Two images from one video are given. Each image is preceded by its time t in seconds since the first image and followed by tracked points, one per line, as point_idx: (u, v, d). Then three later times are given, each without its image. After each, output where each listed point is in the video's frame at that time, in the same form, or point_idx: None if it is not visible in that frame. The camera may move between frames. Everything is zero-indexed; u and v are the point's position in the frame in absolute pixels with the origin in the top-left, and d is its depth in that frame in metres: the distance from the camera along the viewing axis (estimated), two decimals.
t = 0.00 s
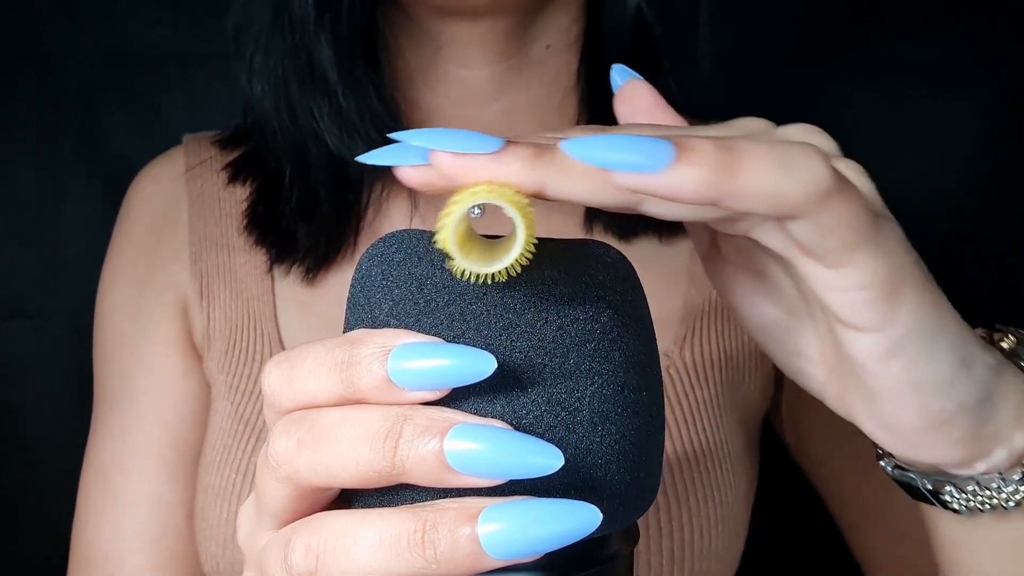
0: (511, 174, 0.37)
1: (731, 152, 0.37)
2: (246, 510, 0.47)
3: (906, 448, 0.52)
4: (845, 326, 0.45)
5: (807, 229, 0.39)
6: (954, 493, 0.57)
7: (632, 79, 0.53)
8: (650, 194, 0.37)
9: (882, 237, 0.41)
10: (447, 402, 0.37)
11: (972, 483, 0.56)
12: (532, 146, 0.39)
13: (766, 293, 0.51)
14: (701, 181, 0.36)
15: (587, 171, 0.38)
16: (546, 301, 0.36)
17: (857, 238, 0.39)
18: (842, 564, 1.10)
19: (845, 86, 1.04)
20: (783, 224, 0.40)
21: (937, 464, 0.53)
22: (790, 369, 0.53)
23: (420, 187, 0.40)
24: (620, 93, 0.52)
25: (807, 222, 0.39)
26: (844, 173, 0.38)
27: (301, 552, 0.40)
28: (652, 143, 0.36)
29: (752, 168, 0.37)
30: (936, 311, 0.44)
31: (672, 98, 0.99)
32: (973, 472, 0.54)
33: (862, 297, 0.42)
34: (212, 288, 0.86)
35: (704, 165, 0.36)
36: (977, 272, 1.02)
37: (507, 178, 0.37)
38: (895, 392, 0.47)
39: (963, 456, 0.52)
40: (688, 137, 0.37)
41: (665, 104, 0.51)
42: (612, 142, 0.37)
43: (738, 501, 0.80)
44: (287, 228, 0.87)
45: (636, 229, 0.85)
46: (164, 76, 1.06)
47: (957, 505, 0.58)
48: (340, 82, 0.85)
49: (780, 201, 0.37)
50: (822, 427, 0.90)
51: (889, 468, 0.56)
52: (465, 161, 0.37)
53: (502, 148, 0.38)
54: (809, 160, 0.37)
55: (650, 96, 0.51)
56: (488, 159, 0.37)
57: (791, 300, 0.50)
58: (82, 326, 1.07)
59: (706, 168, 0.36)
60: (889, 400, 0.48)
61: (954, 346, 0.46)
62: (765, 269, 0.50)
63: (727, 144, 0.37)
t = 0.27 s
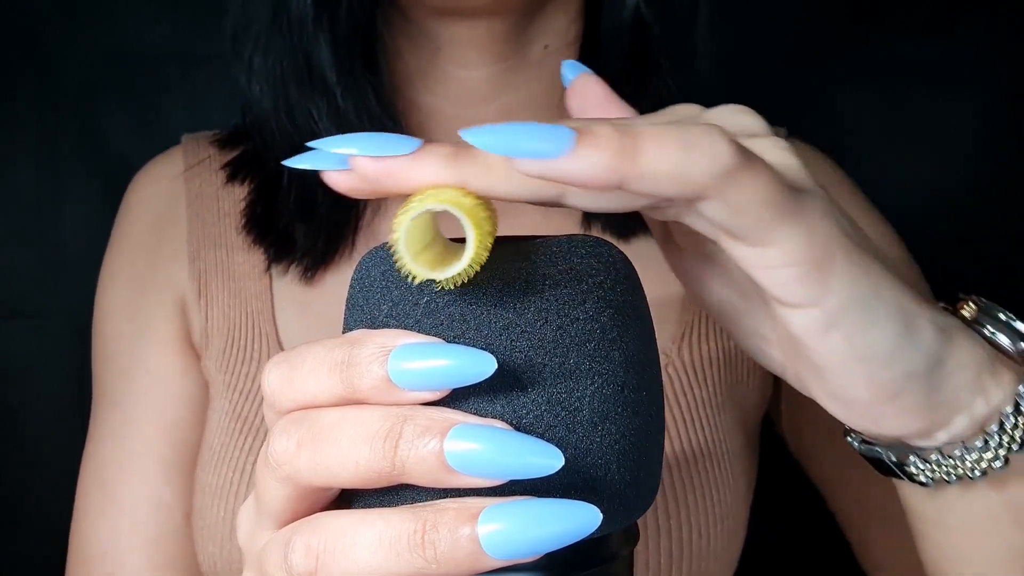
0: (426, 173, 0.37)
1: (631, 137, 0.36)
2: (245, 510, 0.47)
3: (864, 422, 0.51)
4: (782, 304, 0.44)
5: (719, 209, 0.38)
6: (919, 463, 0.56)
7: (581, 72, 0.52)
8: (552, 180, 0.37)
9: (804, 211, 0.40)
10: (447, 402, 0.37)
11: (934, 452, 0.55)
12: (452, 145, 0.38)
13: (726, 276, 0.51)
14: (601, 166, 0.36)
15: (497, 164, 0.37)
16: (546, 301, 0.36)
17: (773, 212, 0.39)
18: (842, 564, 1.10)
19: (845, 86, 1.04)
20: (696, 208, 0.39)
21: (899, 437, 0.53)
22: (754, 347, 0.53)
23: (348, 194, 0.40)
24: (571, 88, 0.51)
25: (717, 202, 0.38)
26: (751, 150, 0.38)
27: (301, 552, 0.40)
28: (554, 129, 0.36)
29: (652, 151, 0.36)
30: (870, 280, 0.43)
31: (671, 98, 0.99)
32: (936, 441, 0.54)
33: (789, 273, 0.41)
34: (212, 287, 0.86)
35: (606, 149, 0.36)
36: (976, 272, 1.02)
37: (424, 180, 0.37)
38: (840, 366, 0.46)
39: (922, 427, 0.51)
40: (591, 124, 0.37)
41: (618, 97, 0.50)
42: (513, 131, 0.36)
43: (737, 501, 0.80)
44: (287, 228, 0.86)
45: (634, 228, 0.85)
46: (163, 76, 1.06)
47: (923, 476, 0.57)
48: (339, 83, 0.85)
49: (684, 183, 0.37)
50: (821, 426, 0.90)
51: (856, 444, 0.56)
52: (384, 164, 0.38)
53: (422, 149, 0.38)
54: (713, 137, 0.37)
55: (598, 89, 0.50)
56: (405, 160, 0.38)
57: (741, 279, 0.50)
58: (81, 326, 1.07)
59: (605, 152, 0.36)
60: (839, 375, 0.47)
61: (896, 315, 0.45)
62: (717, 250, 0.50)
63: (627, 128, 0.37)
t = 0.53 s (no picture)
0: (363, 176, 0.39)
1: (552, 105, 0.38)
2: (246, 510, 0.47)
3: (847, 376, 0.51)
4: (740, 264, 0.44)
5: (651, 173, 0.39)
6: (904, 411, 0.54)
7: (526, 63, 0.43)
8: (470, 147, 0.37)
9: (739, 165, 0.41)
10: (448, 402, 0.37)
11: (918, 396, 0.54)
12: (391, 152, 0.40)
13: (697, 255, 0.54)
14: (523, 132, 0.37)
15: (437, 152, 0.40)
16: (547, 301, 0.36)
17: (706, 167, 0.40)
18: (841, 563, 1.10)
19: (845, 86, 1.04)
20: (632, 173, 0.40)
21: (883, 388, 0.53)
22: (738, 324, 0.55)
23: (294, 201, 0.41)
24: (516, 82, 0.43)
25: (648, 165, 0.39)
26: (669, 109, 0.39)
27: (301, 552, 0.40)
28: (474, 98, 0.37)
29: (573, 117, 0.38)
30: (823, 227, 0.43)
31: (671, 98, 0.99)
32: (919, 387, 0.53)
33: (738, 231, 0.42)
34: (211, 287, 0.86)
35: (525, 118, 0.37)
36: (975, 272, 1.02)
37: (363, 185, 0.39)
38: (812, 319, 0.47)
39: (907, 372, 0.51)
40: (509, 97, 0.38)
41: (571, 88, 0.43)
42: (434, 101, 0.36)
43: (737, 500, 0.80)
44: (287, 227, 0.86)
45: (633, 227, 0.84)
46: (163, 76, 1.06)
47: (913, 426, 0.55)
48: (338, 83, 0.85)
49: (607, 147, 0.38)
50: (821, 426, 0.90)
51: (840, 400, 0.55)
52: (321, 176, 0.39)
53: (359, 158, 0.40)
54: (627, 103, 0.38)
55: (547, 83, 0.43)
56: (341, 168, 0.39)
57: (710, 251, 0.53)
58: (81, 326, 1.07)
59: (528, 119, 0.37)
60: (813, 329, 0.47)
61: (857, 256, 0.45)
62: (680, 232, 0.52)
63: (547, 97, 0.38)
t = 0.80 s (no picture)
0: (337, 182, 0.39)
1: (517, 95, 0.38)
2: (246, 509, 0.47)
3: (829, 357, 0.52)
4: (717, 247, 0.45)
5: (622, 159, 0.39)
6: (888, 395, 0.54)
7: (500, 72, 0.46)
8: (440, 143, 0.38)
9: (709, 149, 0.41)
10: (448, 402, 0.37)
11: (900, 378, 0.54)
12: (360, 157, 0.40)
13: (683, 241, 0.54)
14: (490, 124, 0.37)
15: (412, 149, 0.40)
16: (547, 300, 0.36)
17: (677, 152, 0.40)
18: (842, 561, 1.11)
19: (845, 86, 1.05)
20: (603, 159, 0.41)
21: (865, 370, 0.53)
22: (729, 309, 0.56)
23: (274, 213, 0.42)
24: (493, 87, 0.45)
25: (620, 152, 0.39)
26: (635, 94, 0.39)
27: (301, 552, 0.40)
28: (441, 95, 0.37)
29: (539, 105, 0.38)
30: (798, 207, 0.44)
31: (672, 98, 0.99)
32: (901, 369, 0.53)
33: (712, 214, 0.42)
34: (212, 287, 0.86)
35: (492, 110, 0.37)
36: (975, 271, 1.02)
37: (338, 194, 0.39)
38: (792, 300, 0.47)
39: (889, 353, 0.52)
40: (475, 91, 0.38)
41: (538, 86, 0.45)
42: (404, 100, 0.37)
43: (737, 500, 0.80)
44: (287, 230, 0.85)
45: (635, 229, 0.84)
46: (163, 75, 1.06)
47: (897, 411, 0.55)
48: (341, 85, 0.85)
49: (576, 135, 0.38)
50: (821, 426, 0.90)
51: (824, 388, 0.55)
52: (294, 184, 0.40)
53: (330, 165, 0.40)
54: (595, 89, 0.38)
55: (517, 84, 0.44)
56: (314, 175, 0.40)
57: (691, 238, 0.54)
58: (81, 326, 1.07)
59: (494, 110, 0.37)
60: (794, 310, 0.48)
61: (834, 238, 0.46)
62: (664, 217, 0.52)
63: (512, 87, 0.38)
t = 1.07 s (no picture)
0: (395, 179, 0.38)
1: (585, 101, 0.37)
2: (246, 509, 0.47)
3: (860, 376, 0.52)
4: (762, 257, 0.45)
5: (683, 167, 0.39)
6: (915, 415, 0.54)
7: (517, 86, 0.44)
8: (511, 155, 0.37)
9: (766, 159, 0.41)
10: (448, 402, 0.37)
11: (928, 399, 0.54)
12: (412, 150, 0.40)
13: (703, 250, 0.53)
14: (561, 132, 0.37)
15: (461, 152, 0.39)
16: (548, 301, 0.36)
17: (737, 163, 0.40)
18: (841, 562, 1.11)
19: (845, 87, 1.05)
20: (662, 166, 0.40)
21: (894, 390, 0.53)
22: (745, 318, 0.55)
23: (319, 209, 0.41)
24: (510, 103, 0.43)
25: (681, 159, 0.39)
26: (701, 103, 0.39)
27: (301, 552, 0.40)
28: (509, 105, 0.37)
29: (606, 111, 0.37)
30: (843, 223, 0.44)
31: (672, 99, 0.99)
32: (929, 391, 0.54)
33: (762, 224, 0.42)
34: (213, 287, 0.86)
35: (561, 117, 0.37)
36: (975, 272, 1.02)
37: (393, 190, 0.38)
38: (829, 316, 0.47)
39: (920, 372, 0.51)
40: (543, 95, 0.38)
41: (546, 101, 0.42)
42: (472, 112, 0.37)
43: (737, 501, 0.80)
44: (289, 230, 0.86)
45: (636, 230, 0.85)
46: (163, 75, 1.06)
47: (921, 430, 0.55)
48: (342, 85, 0.85)
49: (642, 140, 0.38)
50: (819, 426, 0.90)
51: (849, 406, 0.55)
52: (346, 180, 0.39)
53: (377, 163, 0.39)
54: (663, 96, 0.38)
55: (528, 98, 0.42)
56: (366, 171, 0.39)
57: (713, 252, 0.53)
58: (82, 326, 1.07)
59: (564, 118, 0.37)
60: (830, 326, 0.48)
61: (875, 256, 0.46)
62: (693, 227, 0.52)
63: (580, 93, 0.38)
